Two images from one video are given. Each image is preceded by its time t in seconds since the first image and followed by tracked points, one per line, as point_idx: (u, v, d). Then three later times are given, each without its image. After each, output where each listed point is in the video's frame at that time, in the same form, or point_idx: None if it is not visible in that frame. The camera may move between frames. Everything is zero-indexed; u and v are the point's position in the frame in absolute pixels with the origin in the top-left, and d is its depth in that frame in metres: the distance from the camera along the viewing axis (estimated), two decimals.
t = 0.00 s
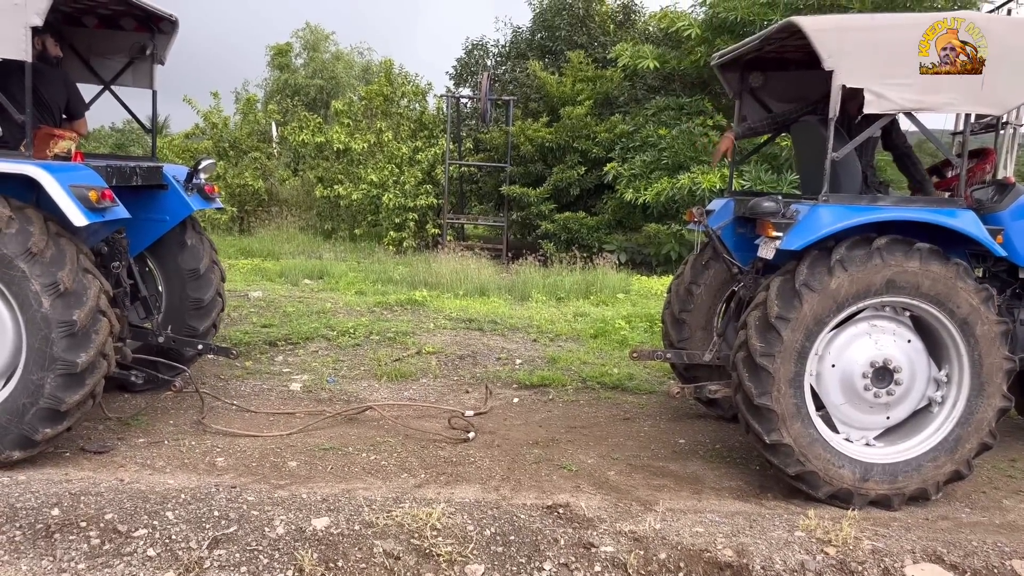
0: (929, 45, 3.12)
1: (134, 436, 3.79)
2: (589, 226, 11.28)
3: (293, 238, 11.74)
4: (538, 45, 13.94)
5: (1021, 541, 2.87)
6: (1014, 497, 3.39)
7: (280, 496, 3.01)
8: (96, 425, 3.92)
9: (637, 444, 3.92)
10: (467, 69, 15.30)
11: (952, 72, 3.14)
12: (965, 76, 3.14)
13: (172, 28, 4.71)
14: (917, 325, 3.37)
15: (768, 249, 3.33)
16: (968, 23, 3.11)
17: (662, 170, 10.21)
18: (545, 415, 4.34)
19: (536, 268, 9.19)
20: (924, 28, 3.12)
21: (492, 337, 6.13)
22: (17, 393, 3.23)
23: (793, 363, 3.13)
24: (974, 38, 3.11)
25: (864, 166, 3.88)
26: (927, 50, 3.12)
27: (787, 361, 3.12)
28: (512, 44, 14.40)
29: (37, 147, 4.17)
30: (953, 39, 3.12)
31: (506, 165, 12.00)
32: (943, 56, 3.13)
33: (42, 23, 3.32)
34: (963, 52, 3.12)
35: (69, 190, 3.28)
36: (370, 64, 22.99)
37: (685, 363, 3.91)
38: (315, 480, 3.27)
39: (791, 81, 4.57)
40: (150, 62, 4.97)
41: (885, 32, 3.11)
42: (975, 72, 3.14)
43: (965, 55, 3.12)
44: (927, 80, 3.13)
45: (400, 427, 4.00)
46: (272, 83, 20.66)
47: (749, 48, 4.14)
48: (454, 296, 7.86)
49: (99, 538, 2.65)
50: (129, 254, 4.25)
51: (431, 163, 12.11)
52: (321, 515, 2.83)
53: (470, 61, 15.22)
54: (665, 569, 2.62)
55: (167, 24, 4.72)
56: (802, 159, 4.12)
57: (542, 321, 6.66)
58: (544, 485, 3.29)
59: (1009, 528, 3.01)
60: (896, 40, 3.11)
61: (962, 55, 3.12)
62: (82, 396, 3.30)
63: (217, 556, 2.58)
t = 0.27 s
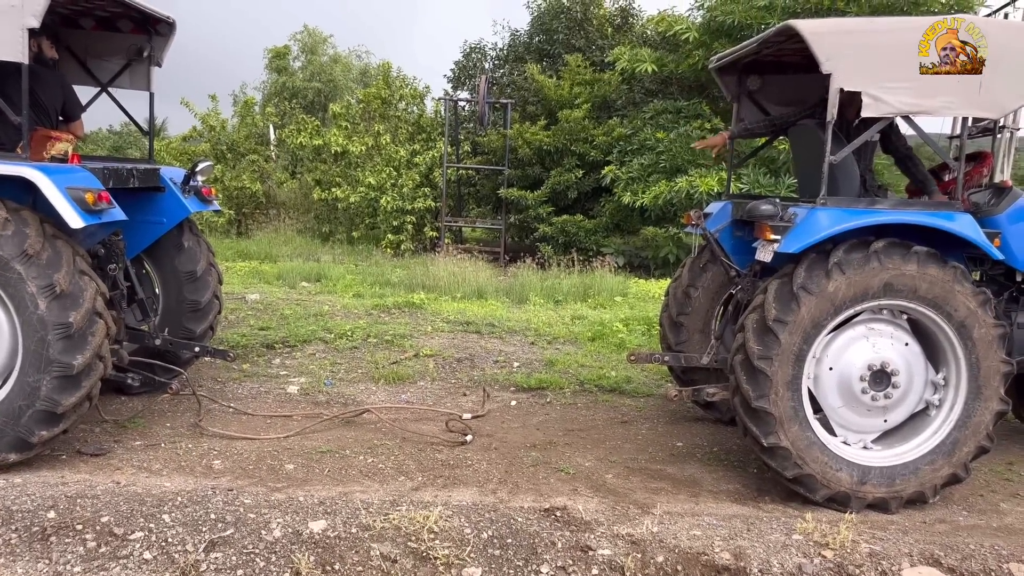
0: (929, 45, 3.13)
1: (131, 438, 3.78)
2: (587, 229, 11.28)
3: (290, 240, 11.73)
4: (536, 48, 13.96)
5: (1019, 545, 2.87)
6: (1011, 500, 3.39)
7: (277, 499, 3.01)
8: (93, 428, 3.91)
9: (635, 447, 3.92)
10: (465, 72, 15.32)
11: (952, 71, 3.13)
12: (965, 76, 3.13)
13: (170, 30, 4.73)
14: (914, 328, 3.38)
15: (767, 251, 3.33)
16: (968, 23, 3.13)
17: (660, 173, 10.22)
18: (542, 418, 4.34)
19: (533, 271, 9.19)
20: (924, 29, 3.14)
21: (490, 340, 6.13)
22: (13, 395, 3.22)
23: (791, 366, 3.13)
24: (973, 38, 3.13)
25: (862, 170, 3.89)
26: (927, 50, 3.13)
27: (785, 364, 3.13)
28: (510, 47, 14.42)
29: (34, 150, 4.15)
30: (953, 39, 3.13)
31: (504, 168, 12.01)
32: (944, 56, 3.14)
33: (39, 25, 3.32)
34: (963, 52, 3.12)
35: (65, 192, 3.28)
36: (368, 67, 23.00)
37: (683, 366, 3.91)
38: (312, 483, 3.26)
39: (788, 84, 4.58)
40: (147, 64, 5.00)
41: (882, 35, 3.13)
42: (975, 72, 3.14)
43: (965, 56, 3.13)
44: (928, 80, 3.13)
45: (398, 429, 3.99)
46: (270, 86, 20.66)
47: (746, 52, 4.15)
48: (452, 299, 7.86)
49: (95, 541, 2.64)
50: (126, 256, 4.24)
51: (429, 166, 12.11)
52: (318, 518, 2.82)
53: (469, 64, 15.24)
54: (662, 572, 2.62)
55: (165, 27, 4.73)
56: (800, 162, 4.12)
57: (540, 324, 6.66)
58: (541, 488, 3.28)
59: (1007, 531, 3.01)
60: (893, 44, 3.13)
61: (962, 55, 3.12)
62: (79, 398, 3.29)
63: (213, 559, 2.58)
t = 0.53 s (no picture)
0: (929, 45, 3.14)
1: (128, 441, 3.78)
2: (584, 231, 11.28)
3: (287, 242, 11.72)
4: (533, 50, 13.98)
5: (1016, 546, 2.88)
6: (1008, 501, 3.40)
7: (274, 501, 3.00)
8: (89, 430, 3.91)
9: (633, 449, 3.92)
10: (462, 74, 15.34)
11: (952, 72, 3.15)
12: (965, 76, 3.15)
13: (167, 32, 4.75)
14: (911, 330, 3.39)
15: (764, 252, 3.33)
16: (968, 23, 3.13)
17: (657, 175, 10.23)
18: (540, 420, 4.34)
19: (530, 273, 9.20)
20: (924, 29, 3.15)
21: (487, 342, 6.13)
22: (9, 398, 3.21)
23: (788, 368, 3.14)
24: (973, 38, 3.13)
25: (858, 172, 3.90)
26: (927, 50, 3.14)
27: (782, 365, 3.13)
28: (508, 48, 14.43)
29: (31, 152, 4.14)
30: (953, 39, 3.14)
31: (502, 169, 12.01)
32: (943, 56, 3.14)
33: (36, 27, 3.32)
34: (963, 52, 3.13)
35: (61, 194, 3.27)
36: (366, 69, 23.00)
37: (680, 367, 3.91)
38: (310, 485, 3.26)
39: (785, 85, 4.58)
40: (144, 66, 5.00)
41: (879, 37, 3.14)
42: (975, 72, 3.15)
43: (965, 55, 3.13)
44: (928, 80, 3.15)
45: (396, 431, 4.00)
46: (268, 87, 20.66)
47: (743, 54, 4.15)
48: (449, 300, 7.86)
49: (92, 543, 2.64)
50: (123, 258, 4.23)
51: (427, 168, 12.11)
52: (315, 520, 2.82)
53: (466, 66, 15.26)
54: (660, 574, 2.62)
55: (162, 28, 4.75)
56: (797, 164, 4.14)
57: (537, 325, 6.66)
58: (539, 490, 3.28)
59: (1003, 532, 3.02)
60: (890, 45, 3.13)
61: (962, 55, 3.13)
62: (76, 400, 3.28)
63: (210, 561, 2.57)
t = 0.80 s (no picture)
0: (929, 45, 3.14)
1: (127, 442, 3.78)
2: (583, 231, 11.29)
3: (286, 243, 11.71)
4: (532, 50, 13.98)
5: (1015, 545, 2.88)
6: (1007, 500, 3.40)
7: (273, 502, 3.00)
8: (88, 431, 3.91)
9: (632, 448, 3.92)
10: (461, 74, 15.34)
11: (952, 72, 3.15)
12: (965, 76, 3.15)
13: (165, 32, 4.73)
14: (901, 327, 3.39)
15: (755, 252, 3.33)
16: (968, 23, 3.13)
17: (655, 175, 10.22)
18: (539, 420, 4.34)
19: (529, 273, 9.20)
20: (924, 28, 3.15)
21: (486, 342, 6.12)
22: (7, 400, 3.21)
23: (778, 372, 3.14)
24: (973, 38, 3.13)
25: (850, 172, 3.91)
26: (927, 50, 3.14)
27: (772, 371, 3.13)
28: (506, 49, 14.43)
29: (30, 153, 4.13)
30: (954, 39, 3.14)
31: (500, 170, 12.01)
32: (943, 56, 3.15)
33: (34, 28, 3.31)
34: (963, 51, 3.14)
35: (60, 196, 3.27)
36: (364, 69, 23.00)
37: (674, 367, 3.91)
38: (309, 485, 3.26)
39: (777, 84, 4.59)
40: (142, 67, 4.98)
41: (872, 37, 3.14)
42: (975, 72, 3.16)
43: (965, 55, 3.14)
44: (928, 80, 3.15)
45: (395, 432, 4.00)
46: (266, 88, 20.65)
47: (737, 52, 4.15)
48: (449, 301, 7.86)
49: (91, 544, 2.64)
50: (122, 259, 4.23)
51: (425, 168, 12.10)
52: (314, 521, 2.82)
53: (465, 66, 15.26)
54: (659, 574, 2.62)
55: (160, 28, 4.74)
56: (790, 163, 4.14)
57: (536, 325, 6.66)
58: (538, 490, 3.28)
59: (1002, 531, 3.02)
60: (883, 45, 3.14)
61: (962, 55, 3.14)
62: (75, 401, 3.29)
63: (209, 562, 2.57)
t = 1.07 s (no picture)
0: (929, 45, 3.14)
1: (127, 442, 3.78)
2: (582, 230, 11.29)
3: (285, 243, 11.70)
4: (531, 49, 13.98)
5: (1014, 542, 2.88)
6: (1006, 498, 3.40)
7: (274, 502, 3.00)
8: (88, 432, 3.91)
9: (631, 447, 3.93)
10: (460, 74, 15.35)
11: (952, 72, 3.15)
12: (966, 76, 3.16)
13: (165, 33, 4.74)
14: (882, 321, 3.38)
15: (740, 252, 3.35)
16: (968, 24, 3.14)
17: (655, 173, 10.21)
18: (538, 419, 4.35)
19: (529, 272, 9.20)
20: (924, 28, 3.15)
21: (486, 341, 6.13)
22: (7, 400, 3.21)
23: (763, 382, 3.14)
24: (973, 38, 3.14)
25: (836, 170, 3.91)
26: (927, 50, 3.14)
27: (756, 381, 3.13)
28: (505, 48, 14.43)
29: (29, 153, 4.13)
30: (954, 39, 3.15)
31: (500, 169, 12.00)
32: (943, 56, 3.15)
33: (34, 29, 3.31)
34: (963, 52, 3.14)
35: (60, 196, 3.28)
36: (364, 69, 23.00)
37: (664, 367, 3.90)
38: (310, 485, 3.26)
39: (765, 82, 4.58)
40: (142, 68, 4.98)
41: (856, 35, 3.15)
42: (975, 72, 3.17)
43: (965, 56, 3.15)
44: (928, 80, 3.16)
45: (393, 431, 4.00)
46: (266, 88, 20.65)
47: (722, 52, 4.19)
48: (449, 300, 7.86)
49: (92, 545, 2.64)
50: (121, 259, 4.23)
51: (425, 168, 12.11)
52: (314, 521, 2.82)
53: (464, 66, 15.26)
54: (659, 573, 2.63)
55: (159, 29, 4.74)
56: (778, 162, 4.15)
57: (536, 325, 6.67)
58: (538, 489, 3.29)
59: (1002, 529, 3.03)
60: (867, 44, 3.14)
61: (962, 55, 3.14)
62: (75, 402, 3.29)
63: (210, 562, 2.57)
